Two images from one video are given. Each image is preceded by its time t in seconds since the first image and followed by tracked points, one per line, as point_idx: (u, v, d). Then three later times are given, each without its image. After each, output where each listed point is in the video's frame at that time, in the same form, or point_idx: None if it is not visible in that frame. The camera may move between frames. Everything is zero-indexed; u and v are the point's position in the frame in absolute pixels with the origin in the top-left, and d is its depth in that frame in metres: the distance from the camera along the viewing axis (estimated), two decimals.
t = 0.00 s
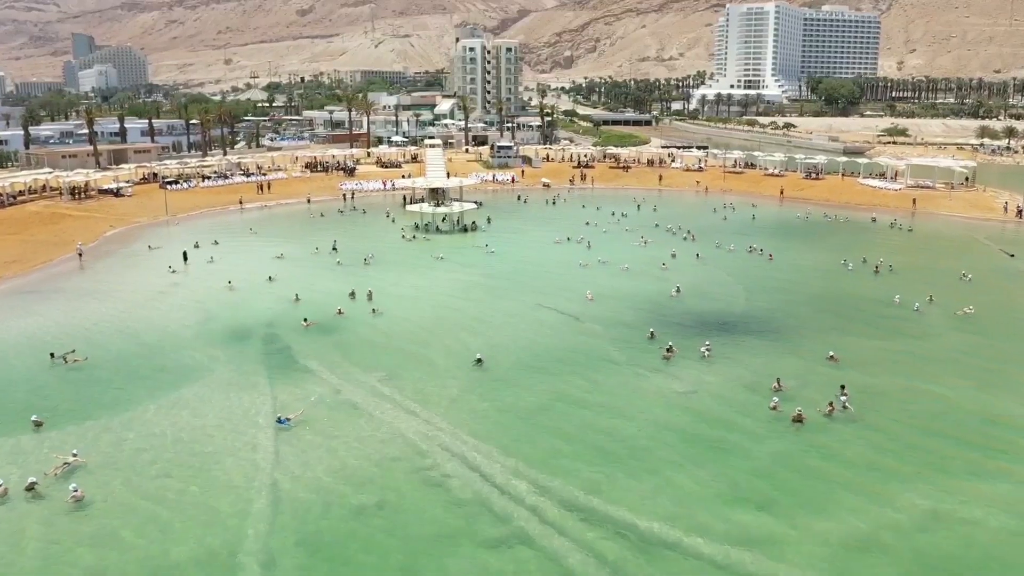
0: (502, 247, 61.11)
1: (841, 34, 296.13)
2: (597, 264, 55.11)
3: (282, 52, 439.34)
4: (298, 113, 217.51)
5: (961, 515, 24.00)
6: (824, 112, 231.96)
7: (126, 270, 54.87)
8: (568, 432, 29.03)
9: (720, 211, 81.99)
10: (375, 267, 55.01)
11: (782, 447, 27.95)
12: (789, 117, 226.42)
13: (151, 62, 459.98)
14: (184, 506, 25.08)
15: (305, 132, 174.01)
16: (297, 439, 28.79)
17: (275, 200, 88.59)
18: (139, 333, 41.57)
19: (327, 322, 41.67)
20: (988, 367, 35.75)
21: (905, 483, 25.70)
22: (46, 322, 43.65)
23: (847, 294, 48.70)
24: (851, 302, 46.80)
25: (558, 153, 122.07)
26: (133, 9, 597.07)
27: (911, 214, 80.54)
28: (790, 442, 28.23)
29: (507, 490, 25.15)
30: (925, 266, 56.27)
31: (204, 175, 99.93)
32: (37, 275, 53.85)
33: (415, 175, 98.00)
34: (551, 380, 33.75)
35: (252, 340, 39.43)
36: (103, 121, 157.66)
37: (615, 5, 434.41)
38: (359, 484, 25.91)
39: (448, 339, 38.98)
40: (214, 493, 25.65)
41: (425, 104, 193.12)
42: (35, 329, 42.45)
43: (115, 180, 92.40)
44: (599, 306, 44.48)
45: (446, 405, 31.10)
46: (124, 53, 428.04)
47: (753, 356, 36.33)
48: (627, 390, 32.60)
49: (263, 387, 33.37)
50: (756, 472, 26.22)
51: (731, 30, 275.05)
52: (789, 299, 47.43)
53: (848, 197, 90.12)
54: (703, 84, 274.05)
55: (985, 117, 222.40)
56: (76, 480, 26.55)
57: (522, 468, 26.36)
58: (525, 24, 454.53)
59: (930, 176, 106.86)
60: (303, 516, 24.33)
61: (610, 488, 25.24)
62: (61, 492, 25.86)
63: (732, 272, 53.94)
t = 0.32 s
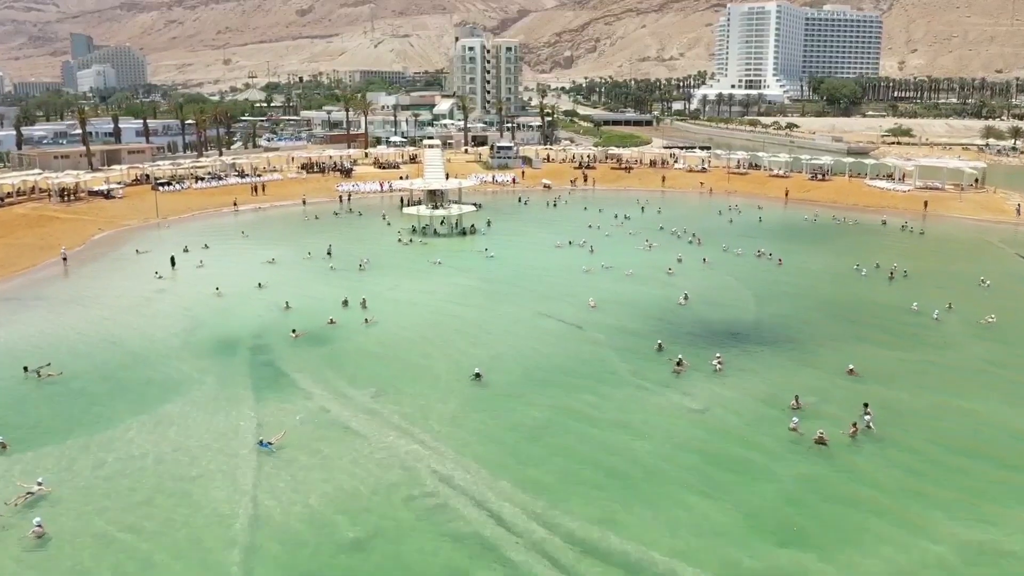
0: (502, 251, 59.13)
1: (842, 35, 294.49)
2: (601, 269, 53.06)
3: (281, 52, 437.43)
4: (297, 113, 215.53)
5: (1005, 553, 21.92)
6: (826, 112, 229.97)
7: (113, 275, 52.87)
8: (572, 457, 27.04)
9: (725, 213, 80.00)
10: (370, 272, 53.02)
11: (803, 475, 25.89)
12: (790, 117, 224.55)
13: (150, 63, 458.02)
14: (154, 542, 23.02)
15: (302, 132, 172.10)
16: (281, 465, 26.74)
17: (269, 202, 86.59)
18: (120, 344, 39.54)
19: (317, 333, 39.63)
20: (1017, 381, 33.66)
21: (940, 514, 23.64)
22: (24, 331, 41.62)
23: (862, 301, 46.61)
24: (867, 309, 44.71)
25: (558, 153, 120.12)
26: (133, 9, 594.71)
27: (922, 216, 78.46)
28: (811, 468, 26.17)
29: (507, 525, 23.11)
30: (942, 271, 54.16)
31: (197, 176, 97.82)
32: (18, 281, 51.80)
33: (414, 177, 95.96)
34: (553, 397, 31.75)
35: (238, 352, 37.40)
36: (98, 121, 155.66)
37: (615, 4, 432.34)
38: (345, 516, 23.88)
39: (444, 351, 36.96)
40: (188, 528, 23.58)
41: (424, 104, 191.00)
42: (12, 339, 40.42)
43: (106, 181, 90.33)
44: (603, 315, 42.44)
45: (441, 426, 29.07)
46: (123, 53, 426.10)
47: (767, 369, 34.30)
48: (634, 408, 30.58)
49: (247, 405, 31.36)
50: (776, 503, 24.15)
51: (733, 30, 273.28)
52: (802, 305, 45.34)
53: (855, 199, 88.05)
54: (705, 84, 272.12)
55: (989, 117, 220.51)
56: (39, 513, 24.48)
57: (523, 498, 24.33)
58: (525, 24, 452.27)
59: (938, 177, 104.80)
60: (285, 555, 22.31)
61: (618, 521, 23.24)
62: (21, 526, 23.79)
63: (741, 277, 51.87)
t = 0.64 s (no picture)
0: (501, 256, 56.72)
1: (844, 35, 292.19)
2: (606, 276, 50.69)
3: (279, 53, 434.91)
4: (294, 113, 213.02)
5: None
6: (828, 112, 227.47)
7: (94, 282, 50.51)
8: (579, 491, 24.77)
9: (732, 215, 77.67)
10: (363, 279, 50.62)
11: (833, 511, 23.64)
12: (793, 117, 222.22)
13: (148, 63, 455.37)
14: None
15: (298, 132, 169.57)
16: (260, 499, 24.45)
17: (262, 203, 84.19)
18: (95, 359, 37.17)
19: (304, 347, 37.29)
20: None
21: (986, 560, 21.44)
22: None
23: (882, 310, 44.25)
24: (887, 320, 42.40)
25: (559, 153, 117.81)
26: (131, 7, 590.19)
27: (935, 219, 76.07)
28: (840, 504, 23.92)
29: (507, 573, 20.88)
30: (964, 278, 51.78)
31: (189, 177, 95.36)
32: None
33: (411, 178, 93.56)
34: (557, 418, 29.47)
35: (219, 367, 35.06)
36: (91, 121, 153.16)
37: (616, 4, 429.58)
38: (331, 561, 21.65)
39: (439, 366, 34.69)
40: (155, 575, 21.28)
41: (422, 104, 188.59)
42: None
43: (95, 182, 87.89)
44: (608, 326, 40.14)
45: (437, 454, 26.80)
46: (121, 53, 423.47)
47: (787, 390, 31.99)
48: (645, 433, 28.29)
49: (225, 428, 29.02)
50: (805, 548, 21.91)
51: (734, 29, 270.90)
52: (817, 315, 43.03)
53: (864, 201, 85.68)
54: (706, 84, 269.72)
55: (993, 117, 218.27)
56: None
57: (526, 543, 22.08)
58: (524, 24, 449.63)
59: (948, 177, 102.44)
60: None
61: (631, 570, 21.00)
62: None
63: (753, 284, 49.53)
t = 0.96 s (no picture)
0: (501, 259, 55.24)
1: (845, 34, 290.65)
2: (609, 280, 49.18)
3: (278, 53, 433.69)
4: (293, 113, 211.57)
5: None
6: (830, 112, 226.06)
7: (81, 287, 49.03)
8: (583, 515, 23.31)
9: (737, 217, 76.27)
10: (358, 283, 49.14)
11: (856, 535, 22.17)
12: (794, 117, 220.86)
13: (147, 63, 453.95)
14: None
15: (297, 133, 168.09)
16: (243, 525, 22.95)
17: (257, 204, 82.77)
18: (78, 367, 35.63)
19: (295, 356, 35.76)
20: None
21: None
22: None
23: (896, 317, 42.77)
24: (901, 327, 40.93)
25: (559, 154, 116.50)
26: (130, 7, 588.03)
27: (944, 220, 74.63)
28: (864, 529, 22.42)
29: None
30: (977, 282, 50.36)
31: (183, 178, 93.96)
32: None
33: (409, 179, 92.17)
34: (560, 433, 28.03)
35: (206, 377, 33.58)
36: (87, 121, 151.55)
37: (616, 3, 428.05)
38: None
39: (436, 377, 33.25)
40: None
41: (422, 104, 187.23)
42: None
43: (88, 182, 86.42)
44: (612, 333, 38.67)
45: (433, 474, 25.28)
46: (120, 53, 421.83)
47: (800, 402, 30.55)
48: (652, 449, 26.82)
49: (209, 444, 27.54)
50: None
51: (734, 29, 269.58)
52: (829, 321, 41.58)
53: (869, 202, 84.34)
54: (707, 84, 268.41)
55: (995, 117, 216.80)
56: None
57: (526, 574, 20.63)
58: (525, 24, 448.13)
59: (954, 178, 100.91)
60: None
61: None
62: None
63: (762, 288, 48.01)
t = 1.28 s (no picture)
0: (501, 264, 52.74)
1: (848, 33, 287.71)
2: (614, 287, 46.70)
3: (277, 52, 430.46)
4: (290, 112, 208.56)
5: None
6: (833, 112, 223.34)
7: (57, 294, 46.42)
8: (592, 567, 21.11)
9: (745, 219, 73.68)
10: (350, 291, 46.60)
11: None
12: (797, 117, 218.29)
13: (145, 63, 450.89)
14: None
15: (293, 133, 165.05)
16: None
17: (248, 206, 80.15)
18: (46, 385, 33.16)
19: (278, 374, 33.35)
20: None
21: None
22: None
23: (921, 329, 40.31)
24: (928, 340, 38.53)
25: (560, 154, 113.88)
26: (127, 6, 583.43)
27: (961, 223, 72.06)
28: None
29: None
30: (1003, 290, 47.87)
31: (174, 179, 91.23)
32: None
33: (406, 180, 89.61)
34: (563, 466, 25.83)
35: (181, 399, 31.19)
36: (79, 120, 148.46)
37: (616, 3, 425.07)
38: None
39: (431, 398, 30.97)
40: None
41: (420, 103, 184.38)
42: None
43: (75, 184, 83.74)
44: (618, 346, 36.35)
45: (428, 521, 23.06)
46: (118, 53, 418.46)
47: (826, 428, 28.23)
48: (664, 486, 24.59)
49: (179, 480, 25.27)
50: None
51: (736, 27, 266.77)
52: (850, 334, 39.17)
53: (881, 204, 81.77)
54: (708, 83, 265.66)
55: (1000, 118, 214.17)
56: None
57: None
58: (524, 24, 445.01)
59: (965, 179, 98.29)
60: None
61: None
62: None
63: (776, 297, 45.51)
